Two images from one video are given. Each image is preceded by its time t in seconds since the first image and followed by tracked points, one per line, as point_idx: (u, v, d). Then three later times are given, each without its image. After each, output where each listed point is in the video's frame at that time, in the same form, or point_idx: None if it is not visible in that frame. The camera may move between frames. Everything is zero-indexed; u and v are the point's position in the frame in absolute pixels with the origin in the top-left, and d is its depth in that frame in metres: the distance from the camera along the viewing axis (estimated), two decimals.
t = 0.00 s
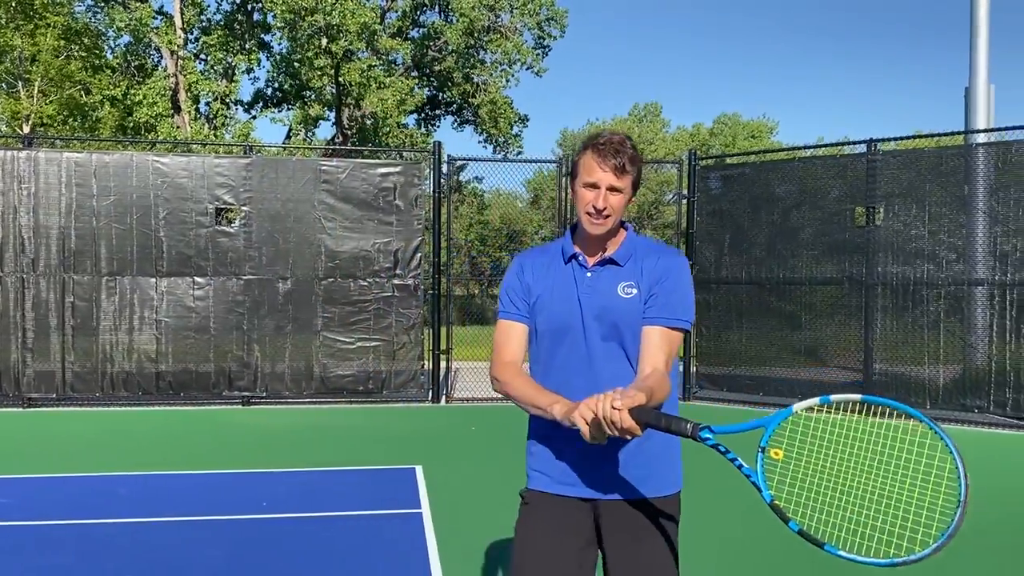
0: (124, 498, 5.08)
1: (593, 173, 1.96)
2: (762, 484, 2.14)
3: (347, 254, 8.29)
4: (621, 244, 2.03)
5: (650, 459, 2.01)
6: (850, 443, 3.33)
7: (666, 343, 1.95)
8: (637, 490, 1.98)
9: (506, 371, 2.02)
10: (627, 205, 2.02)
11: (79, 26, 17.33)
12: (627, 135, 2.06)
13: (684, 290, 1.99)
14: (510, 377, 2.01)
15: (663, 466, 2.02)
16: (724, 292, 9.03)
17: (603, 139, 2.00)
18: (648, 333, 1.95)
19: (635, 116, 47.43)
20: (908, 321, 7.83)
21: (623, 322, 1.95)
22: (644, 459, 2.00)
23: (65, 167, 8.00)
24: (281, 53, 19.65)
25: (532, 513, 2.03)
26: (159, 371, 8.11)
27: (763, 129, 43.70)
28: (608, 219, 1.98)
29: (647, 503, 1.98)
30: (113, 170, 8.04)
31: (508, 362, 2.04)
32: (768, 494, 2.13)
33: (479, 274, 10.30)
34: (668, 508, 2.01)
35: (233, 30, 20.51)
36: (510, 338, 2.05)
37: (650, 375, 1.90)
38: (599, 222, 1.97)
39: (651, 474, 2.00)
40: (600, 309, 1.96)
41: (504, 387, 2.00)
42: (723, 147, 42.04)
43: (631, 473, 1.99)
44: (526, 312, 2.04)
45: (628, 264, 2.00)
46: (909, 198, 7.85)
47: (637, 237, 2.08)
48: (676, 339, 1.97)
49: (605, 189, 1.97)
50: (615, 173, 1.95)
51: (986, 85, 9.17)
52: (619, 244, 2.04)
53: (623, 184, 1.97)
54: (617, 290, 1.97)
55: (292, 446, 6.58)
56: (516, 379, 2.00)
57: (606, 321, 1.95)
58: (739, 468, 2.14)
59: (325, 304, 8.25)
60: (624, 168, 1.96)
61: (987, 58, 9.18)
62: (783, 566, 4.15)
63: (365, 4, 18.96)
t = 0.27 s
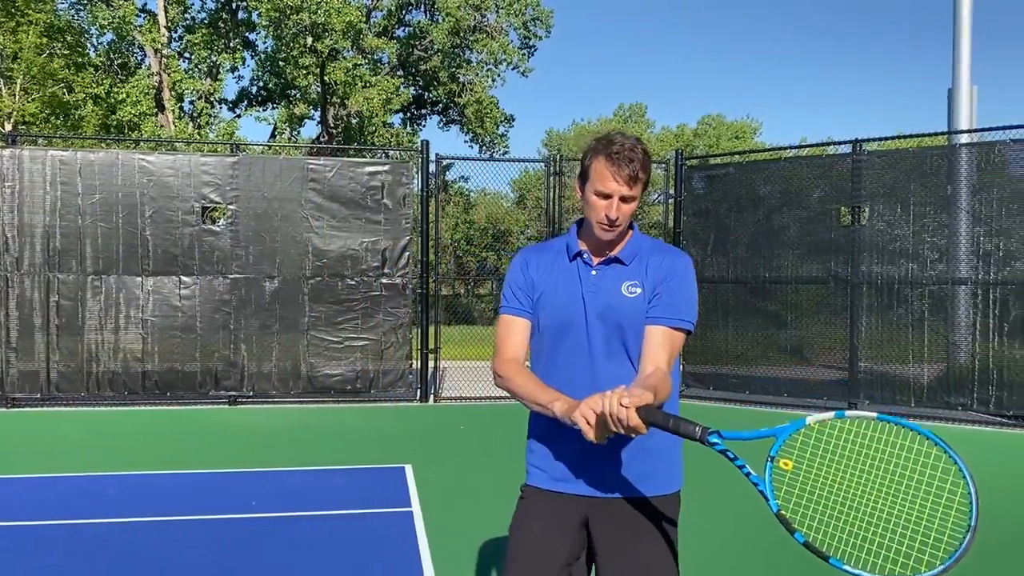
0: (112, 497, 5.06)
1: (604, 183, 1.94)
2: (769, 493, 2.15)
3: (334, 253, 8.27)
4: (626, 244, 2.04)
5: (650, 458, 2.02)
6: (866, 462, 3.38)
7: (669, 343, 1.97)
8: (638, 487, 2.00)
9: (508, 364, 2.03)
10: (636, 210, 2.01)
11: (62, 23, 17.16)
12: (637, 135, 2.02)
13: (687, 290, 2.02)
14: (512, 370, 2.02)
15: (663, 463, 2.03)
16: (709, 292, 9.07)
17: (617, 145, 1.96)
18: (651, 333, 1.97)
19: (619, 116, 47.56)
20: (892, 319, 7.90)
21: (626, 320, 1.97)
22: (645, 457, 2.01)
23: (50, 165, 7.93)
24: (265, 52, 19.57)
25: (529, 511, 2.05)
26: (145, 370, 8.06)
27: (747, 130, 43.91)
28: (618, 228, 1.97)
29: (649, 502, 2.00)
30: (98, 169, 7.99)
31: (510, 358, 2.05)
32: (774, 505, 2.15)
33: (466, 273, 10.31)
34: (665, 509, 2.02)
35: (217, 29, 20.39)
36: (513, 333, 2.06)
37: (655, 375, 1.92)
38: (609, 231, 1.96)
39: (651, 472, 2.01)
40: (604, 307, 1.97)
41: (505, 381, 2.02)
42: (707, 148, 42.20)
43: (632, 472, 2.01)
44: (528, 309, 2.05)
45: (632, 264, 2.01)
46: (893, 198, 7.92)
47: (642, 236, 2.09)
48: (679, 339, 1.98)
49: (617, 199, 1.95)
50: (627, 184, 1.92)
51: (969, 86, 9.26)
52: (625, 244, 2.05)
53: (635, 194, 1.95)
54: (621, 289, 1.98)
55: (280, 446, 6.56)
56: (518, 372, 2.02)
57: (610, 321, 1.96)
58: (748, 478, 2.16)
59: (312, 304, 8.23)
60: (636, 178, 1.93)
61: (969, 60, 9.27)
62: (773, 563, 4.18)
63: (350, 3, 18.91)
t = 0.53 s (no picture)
0: (90, 498, 5.03)
1: (582, 187, 1.96)
2: (743, 503, 2.18)
3: (314, 253, 8.26)
4: (604, 244, 2.06)
5: (627, 455, 2.05)
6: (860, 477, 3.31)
7: (646, 342, 2.00)
8: (615, 484, 2.03)
9: (488, 361, 2.05)
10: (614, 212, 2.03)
11: (39, 20, 16.98)
12: (615, 137, 2.04)
13: (663, 290, 2.05)
14: (491, 365, 2.04)
15: (639, 461, 2.06)
16: (688, 292, 9.13)
17: (595, 148, 1.98)
18: (628, 332, 2.00)
19: (600, 116, 47.68)
20: (869, 319, 8.00)
21: (604, 320, 1.99)
22: (622, 455, 2.04)
23: (26, 164, 7.86)
24: (245, 50, 19.46)
25: (508, 506, 2.07)
26: (124, 371, 8.01)
27: (727, 131, 44.16)
28: (595, 232, 1.99)
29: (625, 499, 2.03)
30: (75, 167, 7.93)
31: (489, 355, 2.06)
32: (748, 514, 2.18)
33: (447, 273, 10.31)
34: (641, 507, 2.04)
35: (197, 26, 20.24)
36: (493, 329, 2.07)
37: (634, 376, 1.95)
38: (586, 235, 1.99)
39: (628, 469, 2.04)
40: (582, 307, 1.99)
41: (486, 377, 2.04)
42: (688, 149, 42.39)
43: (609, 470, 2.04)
44: (508, 308, 2.07)
45: (610, 263, 2.04)
46: (870, 199, 8.01)
47: (619, 236, 2.11)
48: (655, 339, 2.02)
49: (595, 203, 1.97)
50: (605, 189, 1.95)
51: (944, 88, 9.38)
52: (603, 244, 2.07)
53: (612, 198, 1.97)
54: (599, 288, 2.00)
55: (260, 446, 6.54)
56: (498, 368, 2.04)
57: (588, 319, 1.99)
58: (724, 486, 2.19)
59: (292, 303, 8.21)
60: (614, 182, 1.96)
61: (945, 62, 9.39)
62: (750, 560, 4.23)
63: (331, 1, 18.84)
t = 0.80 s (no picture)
0: (66, 499, 5.00)
1: (557, 189, 2.00)
2: (719, 493, 2.23)
3: (292, 253, 8.24)
4: (578, 244, 2.10)
5: (601, 450, 2.09)
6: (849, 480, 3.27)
7: (618, 341, 2.05)
8: (590, 479, 2.06)
9: (463, 359, 2.07)
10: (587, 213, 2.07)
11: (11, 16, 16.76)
12: (589, 139, 2.07)
13: (635, 290, 2.10)
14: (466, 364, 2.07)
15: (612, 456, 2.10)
16: (665, 291, 9.20)
17: (570, 150, 2.01)
18: (602, 331, 2.05)
19: (579, 117, 47.86)
20: (842, 318, 8.10)
21: (578, 319, 2.03)
22: (595, 450, 2.08)
23: None
24: (221, 48, 19.33)
25: (483, 504, 2.09)
26: (99, 371, 7.95)
27: (704, 132, 44.45)
28: (569, 233, 2.03)
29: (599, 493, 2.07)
30: (49, 166, 7.86)
31: (464, 355, 2.08)
32: (725, 505, 2.22)
33: (425, 273, 10.32)
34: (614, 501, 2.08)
35: (172, 24, 20.07)
36: (468, 328, 2.09)
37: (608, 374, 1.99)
38: (560, 236, 2.02)
39: (602, 464, 2.08)
40: (556, 307, 2.02)
41: (461, 376, 2.06)
42: (666, 150, 42.60)
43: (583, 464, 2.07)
44: (483, 307, 2.09)
45: (584, 263, 2.07)
46: (843, 200, 8.12)
47: (592, 236, 2.15)
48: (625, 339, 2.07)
49: (569, 204, 2.01)
50: (579, 190, 1.98)
51: (916, 91, 9.52)
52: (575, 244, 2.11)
53: (586, 200, 2.01)
54: (574, 288, 2.04)
55: (236, 446, 6.53)
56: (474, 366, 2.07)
57: (562, 319, 2.02)
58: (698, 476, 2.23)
59: (270, 303, 8.19)
60: (588, 184, 1.99)
61: (916, 65, 9.53)
62: (723, 553, 4.29)
63: None
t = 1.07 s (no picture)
0: (40, 501, 4.96)
1: (533, 191, 2.02)
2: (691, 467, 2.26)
3: (268, 252, 8.21)
4: (556, 244, 2.12)
5: (577, 448, 2.12)
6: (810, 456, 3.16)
7: (595, 341, 2.08)
8: (567, 476, 2.09)
9: (440, 358, 2.10)
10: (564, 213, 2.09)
11: None
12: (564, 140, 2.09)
13: (611, 290, 2.13)
14: (443, 362, 2.09)
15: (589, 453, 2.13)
16: (641, 291, 9.26)
17: (546, 153, 2.03)
18: (580, 330, 2.08)
19: (556, 117, 47.96)
20: (815, 317, 8.20)
21: (556, 319, 2.05)
22: (572, 447, 2.11)
23: None
24: (196, 46, 19.17)
25: (460, 502, 2.11)
26: (72, 372, 7.88)
27: (680, 133, 44.71)
28: (547, 234, 2.05)
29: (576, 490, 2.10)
30: (22, 165, 7.78)
31: (442, 354, 2.11)
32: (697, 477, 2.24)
33: (402, 273, 10.32)
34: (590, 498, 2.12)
35: (145, 22, 19.82)
36: (445, 327, 2.12)
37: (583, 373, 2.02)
38: (537, 238, 2.04)
39: (578, 461, 2.11)
40: (534, 307, 2.05)
41: (437, 373, 2.09)
42: (642, 150, 42.80)
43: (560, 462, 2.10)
44: (461, 307, 2.11)
45: (561, 264, 2.10)
46: (816, 200, 8.22)
47: (569, 238, 2.18)
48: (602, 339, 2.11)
49: (546, 206, 2.03)
50: (556, 192, 2.01)
51: (888, 93, 9.65)
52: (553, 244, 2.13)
53: (562, 201, 2.03)
54: (551, 289, 2.06)
55: (213, 446, 6.50)
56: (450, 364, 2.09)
57: (540, 319, 2.05)
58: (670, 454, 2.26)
59: (246, 303, 8.15)
60: (564, 186, 2.01)
61: (888, 68, 9.67)
62: (698, 550, 4.35)
63: None
